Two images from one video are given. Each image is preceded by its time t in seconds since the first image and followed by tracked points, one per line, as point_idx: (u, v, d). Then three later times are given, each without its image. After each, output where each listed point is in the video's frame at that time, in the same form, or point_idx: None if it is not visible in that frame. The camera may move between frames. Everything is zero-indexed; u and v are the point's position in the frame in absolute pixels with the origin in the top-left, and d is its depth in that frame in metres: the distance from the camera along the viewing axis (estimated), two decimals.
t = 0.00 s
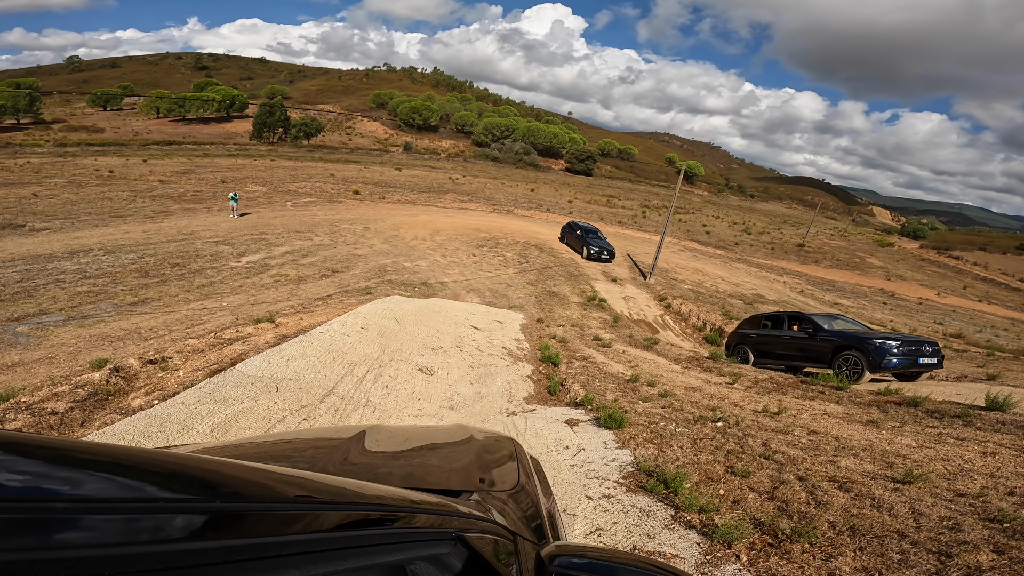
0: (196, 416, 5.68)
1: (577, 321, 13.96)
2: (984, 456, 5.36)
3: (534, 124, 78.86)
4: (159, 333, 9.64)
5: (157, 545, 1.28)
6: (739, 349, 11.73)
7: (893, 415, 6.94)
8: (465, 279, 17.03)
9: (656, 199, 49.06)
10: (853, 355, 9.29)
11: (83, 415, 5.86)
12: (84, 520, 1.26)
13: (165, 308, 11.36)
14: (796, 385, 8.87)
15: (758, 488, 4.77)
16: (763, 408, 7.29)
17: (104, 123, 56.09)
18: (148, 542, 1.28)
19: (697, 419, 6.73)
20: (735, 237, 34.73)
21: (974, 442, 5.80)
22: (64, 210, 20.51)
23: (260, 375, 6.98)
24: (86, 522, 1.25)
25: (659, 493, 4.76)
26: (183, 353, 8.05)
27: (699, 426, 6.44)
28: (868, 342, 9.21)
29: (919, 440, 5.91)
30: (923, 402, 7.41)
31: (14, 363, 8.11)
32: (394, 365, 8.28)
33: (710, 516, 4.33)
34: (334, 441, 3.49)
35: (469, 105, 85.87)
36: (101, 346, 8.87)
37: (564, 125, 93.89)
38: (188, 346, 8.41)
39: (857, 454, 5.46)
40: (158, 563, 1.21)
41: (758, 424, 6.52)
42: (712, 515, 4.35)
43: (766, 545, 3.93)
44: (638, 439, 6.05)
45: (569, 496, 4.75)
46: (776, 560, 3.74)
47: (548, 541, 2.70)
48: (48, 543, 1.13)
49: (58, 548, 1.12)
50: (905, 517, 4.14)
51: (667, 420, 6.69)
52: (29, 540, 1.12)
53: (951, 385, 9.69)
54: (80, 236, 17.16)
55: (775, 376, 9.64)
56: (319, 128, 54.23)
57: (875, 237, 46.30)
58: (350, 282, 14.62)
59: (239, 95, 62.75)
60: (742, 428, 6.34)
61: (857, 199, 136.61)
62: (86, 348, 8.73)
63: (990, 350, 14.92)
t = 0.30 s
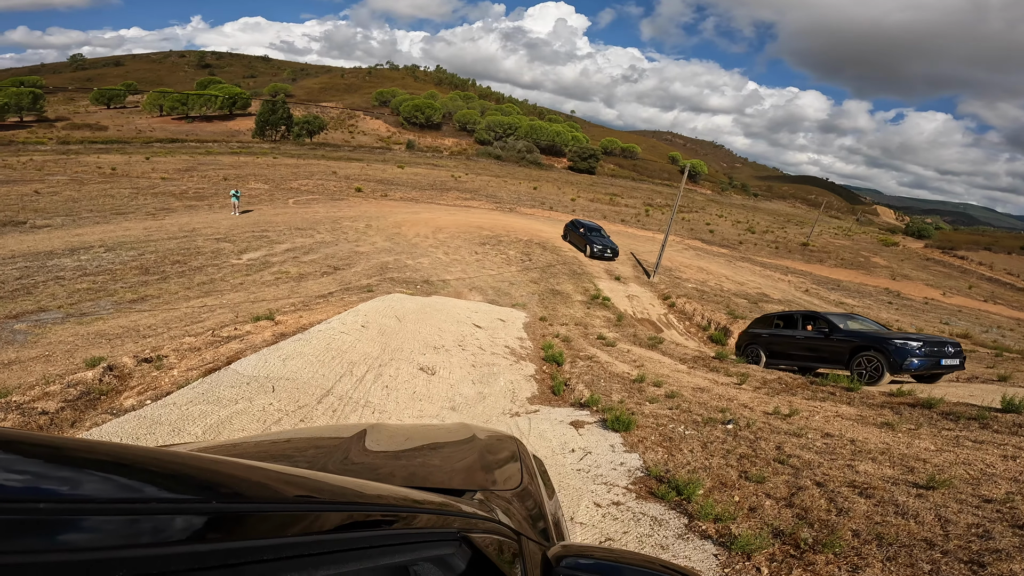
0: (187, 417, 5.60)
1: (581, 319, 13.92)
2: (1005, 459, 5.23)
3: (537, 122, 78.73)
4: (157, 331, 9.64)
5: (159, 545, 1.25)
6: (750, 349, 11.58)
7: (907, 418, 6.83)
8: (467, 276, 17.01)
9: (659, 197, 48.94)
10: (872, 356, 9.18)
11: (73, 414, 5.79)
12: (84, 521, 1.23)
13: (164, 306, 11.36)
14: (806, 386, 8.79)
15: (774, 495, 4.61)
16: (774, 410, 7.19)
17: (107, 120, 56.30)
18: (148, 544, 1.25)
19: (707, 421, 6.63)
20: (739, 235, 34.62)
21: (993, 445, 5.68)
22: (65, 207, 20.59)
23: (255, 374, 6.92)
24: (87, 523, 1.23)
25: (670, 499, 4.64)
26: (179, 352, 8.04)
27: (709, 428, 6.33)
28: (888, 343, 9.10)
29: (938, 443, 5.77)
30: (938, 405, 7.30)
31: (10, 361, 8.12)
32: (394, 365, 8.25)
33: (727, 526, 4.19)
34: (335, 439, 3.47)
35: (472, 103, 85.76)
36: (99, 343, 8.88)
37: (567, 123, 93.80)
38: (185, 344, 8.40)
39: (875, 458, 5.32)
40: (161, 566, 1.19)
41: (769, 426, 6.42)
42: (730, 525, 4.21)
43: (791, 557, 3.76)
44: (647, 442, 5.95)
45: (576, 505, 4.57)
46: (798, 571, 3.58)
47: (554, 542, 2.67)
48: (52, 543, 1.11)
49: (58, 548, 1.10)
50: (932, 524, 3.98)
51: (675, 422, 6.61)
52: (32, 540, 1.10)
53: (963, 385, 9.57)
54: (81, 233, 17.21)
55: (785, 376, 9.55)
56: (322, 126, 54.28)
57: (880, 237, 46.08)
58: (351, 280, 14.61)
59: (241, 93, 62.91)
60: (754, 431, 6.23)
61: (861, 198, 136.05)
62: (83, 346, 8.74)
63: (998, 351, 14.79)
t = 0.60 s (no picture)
0: (178, 418, 5.49)
1: (584, 317, 13.91)
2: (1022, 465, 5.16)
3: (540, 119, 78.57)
4: (156, 328, 9.64)
5: (156, 537, 1.24)
6: (759, 349, 11.39)
7: (919, 421, 6.77)
8: (469, 274, 17.00)
9: (662, 195, 48.84)
10: (890, 356, 9.06)
11: (65, 415, 5.71)
12: (83, 514, 1.23)
13: (163, 303, 11.38)
14: (814, 387, 8.74)
15: (788, 502, 4.47)
16: (784, 412, 7.12)
17: (110, 117, 56.45)
18: (147, 536, 1.25)
19: (713, 423, 6.58)
20: (742, 234, 34.52)
21: (1007, 449, 5.61)
22: (67, 204, 20.64)
23: (250, 374, 6.84)
24: (86, 516, 1.22)
25: (679, 508, 4.48)
26: (174, 350, 8.02)
27: (717, 432, 6.25)
28: (907, 343, 8.99)
29: (954, 448, 5.69)
30: (950, 407, 7.25)
31: (8, 358, 8.14)
32: (393, 364, 8.22)
33: (740, 536, 4.02)
34: (336, 435, 3.47)
35: (475, 100, 85.65)
36: (96, 341, 8.89)
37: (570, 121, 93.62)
38: (180, 342, 8.39)
39: (889, 463, 5.24)
40: (154, 557, 1.17)
41: (778, 429, 6.36)
42: (743, 535, 4.03)
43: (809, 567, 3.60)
44: (653, 446, 5.87)
45: (578, 507, 4.51)
46: None
47: (549, 536, 2.67)
48: (47, 536, 1.10)
49: (53, 540, 1.09)
50: (954, 533, 3.84)
51: (681, 424, 6.57)
52: (26, 533, 1.09)
53: (971, 386, 9.51)
54: (82, 230, 17.27)
55: (792, 377, 9.48)
56: (324, 124, 54.29)
57: (885, 236, 45.93)
58: (353, 277, 14.62)
59: (244, 91, 62.98)
60: (762, 434, 6.17)
61: (865, 197, 135.52)
62: (81, 343, 8.76)
63: (1005, 351, 14.70)
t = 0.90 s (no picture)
0: (167, 421, 5.35)
1: (587, 317, 13.85)
2: None
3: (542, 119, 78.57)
4: (152, 328, 9.62)
5: (153, 537, 1.21)
6: (772, 351, 11.23)
7: (938, 424, 6.63)
8: (470, 273, 16.97)
9: (664, 195, 48.79)
10: (915, 357, 8.77)
11: (49, 417, 5.61)
12: (81, 513, 1.20)
13: (160, 303, 11.35)
14: (825, 390, 8.64)
15: (811, 514, 4.23)
16: (799, 415, 6.95)
17: (112, 117, 56.64)
18: (145, 536, 1.22)
19: (726, 427, 6.37)
20: (746, 233, 34.42)
21: None
22: (67, 203, 20.66)
23: (241, 377, 6.65)
24: (83, 515, 1.20)
25: (695, 521, 4.21)
26: (166, 351, 7.95)
27: (730, 436, 6.05)
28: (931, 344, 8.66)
29: (979, 452, 5.53)
30: (969, 410, 7.09)
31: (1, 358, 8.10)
32: (392, 365, 8.12)
33: (764, 553, 3.74)
34: (334, 437, 3.43)
35: (476, 100, 85.66)
36: (91, 341, 8.86)
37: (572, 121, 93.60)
38: (173, 343, 8.33)
39: (916, 469, 5.02)
40: (154, 558, 1.14)
41: (794, 433, 6.17)
42: (766, 552, 3.77)
43: None
44: (664, 453, 5.60)
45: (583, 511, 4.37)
46: None
47: (549, 538, 2.62)
48: (45, 535, 1.08)
49: (50, 540, 1.06)
50: (993, 543, 3.65)
51: (691, 428, 6.38)
52: (24, 532, 1.07)
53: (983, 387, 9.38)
54: (82, 229, 17.28)
55: (803, 379, 9.38)
56: (326, 123, 54.31)
57: (888, 236, 45.75)
58: (353, 276, 14.58)
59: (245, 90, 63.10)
60: (778, 439, 5.95)
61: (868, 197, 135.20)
62: (75, 343, 8.73)
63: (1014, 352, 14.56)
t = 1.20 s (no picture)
0: (158, 423, 5.27)
1: (590, 317, 13.80)
2: None
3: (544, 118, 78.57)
4: (148, 327, 9.59)
5: (153, 542, 1.17)
6: (786, 353, 11.01)
7: (957, 428, 6.51)
8: (472, 272, 16.94)
9: (666, 195, 48.74)
10: (937, 360, 8.50)
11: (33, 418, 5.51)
12: (76, 516, 1.16)
13: (157, 302, 11.32)
14: (837, 393, 8.55)
15: (837, 525, 4.10)
16: (814, 420, 6.84)
17: (114, 117, 56.80)
18: (142, 540, 1.17)
19: (739, 432, 6.26)
20: (749, 233, 34.32)
21: None
22: (67, 201, 20.68)
23: (231, 378, 6.52)
24: (79, 519, 1.16)
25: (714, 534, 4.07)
26: (159, 351, 7.90)
27: (743, 441, 5.93)
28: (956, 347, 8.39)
29: (1003, 458, 5.40)
30: (989, 413, 6.93)
31: None
32: (391, 367, 8.07)
33: (790, 571, 3.60)
34: (334, 435, 3.40)
35: (479, 100, 85.69)
36: (86, 340, 8.84)
37: (574, 121, 93.59)
38: (166, 342, 8.28)
39: (941, 477, 4.88)
40: (155, 563, 1.11)
41: (812, 438, 6.06)
42: (792, 569, 3.64)
43: None
44: (676, 460, 5.48)
45: (591, 522, 4.29)
46: None
47: (556, 540, 2.58)
48: (43, 541, 1.04)
49: (48, 544, 1.03)
50: None
51: (701, 433, 6.27)
52: (22, 537, 1.04)
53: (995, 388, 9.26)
54: (81, 227, 17.29)
55: (814, 382, 9.28)
56: (328, 122, 54.34)
57: (892, 236, 45.61)
58: (353, 275, 14.54)
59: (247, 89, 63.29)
60: (793, 444, 5.83)
61: (871, 198, 134.82)
62: (70, 343, 8.71)
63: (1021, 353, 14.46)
